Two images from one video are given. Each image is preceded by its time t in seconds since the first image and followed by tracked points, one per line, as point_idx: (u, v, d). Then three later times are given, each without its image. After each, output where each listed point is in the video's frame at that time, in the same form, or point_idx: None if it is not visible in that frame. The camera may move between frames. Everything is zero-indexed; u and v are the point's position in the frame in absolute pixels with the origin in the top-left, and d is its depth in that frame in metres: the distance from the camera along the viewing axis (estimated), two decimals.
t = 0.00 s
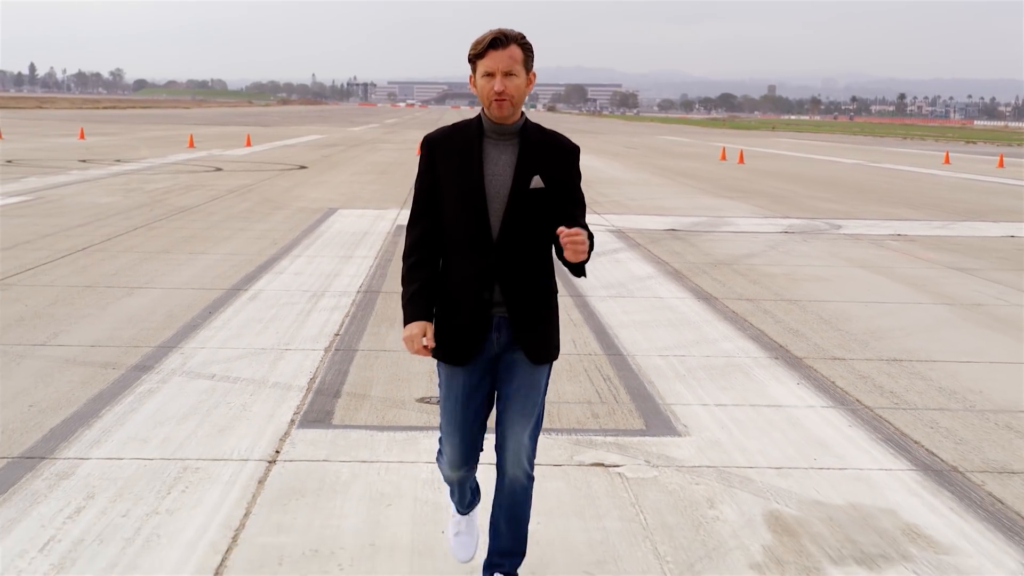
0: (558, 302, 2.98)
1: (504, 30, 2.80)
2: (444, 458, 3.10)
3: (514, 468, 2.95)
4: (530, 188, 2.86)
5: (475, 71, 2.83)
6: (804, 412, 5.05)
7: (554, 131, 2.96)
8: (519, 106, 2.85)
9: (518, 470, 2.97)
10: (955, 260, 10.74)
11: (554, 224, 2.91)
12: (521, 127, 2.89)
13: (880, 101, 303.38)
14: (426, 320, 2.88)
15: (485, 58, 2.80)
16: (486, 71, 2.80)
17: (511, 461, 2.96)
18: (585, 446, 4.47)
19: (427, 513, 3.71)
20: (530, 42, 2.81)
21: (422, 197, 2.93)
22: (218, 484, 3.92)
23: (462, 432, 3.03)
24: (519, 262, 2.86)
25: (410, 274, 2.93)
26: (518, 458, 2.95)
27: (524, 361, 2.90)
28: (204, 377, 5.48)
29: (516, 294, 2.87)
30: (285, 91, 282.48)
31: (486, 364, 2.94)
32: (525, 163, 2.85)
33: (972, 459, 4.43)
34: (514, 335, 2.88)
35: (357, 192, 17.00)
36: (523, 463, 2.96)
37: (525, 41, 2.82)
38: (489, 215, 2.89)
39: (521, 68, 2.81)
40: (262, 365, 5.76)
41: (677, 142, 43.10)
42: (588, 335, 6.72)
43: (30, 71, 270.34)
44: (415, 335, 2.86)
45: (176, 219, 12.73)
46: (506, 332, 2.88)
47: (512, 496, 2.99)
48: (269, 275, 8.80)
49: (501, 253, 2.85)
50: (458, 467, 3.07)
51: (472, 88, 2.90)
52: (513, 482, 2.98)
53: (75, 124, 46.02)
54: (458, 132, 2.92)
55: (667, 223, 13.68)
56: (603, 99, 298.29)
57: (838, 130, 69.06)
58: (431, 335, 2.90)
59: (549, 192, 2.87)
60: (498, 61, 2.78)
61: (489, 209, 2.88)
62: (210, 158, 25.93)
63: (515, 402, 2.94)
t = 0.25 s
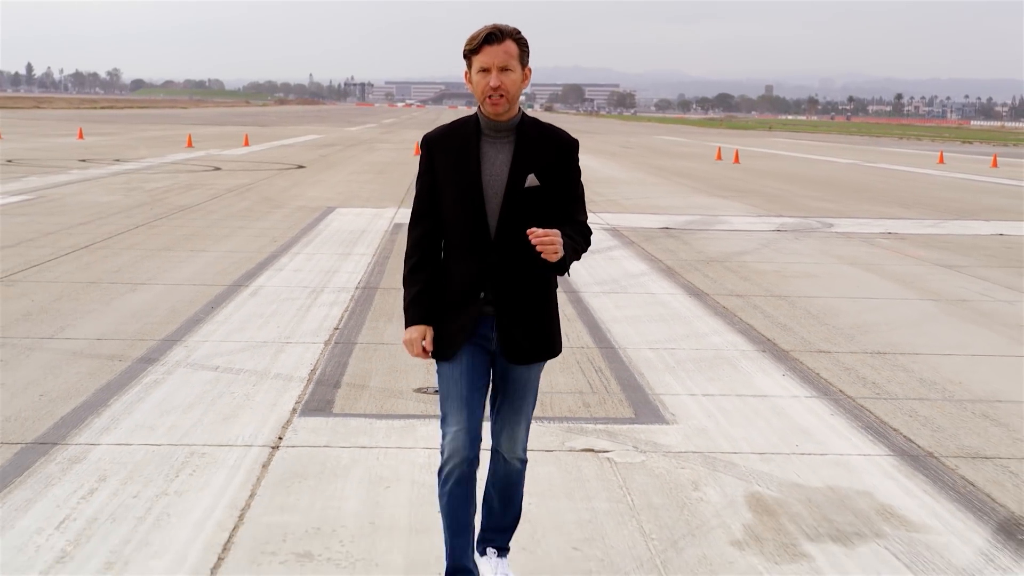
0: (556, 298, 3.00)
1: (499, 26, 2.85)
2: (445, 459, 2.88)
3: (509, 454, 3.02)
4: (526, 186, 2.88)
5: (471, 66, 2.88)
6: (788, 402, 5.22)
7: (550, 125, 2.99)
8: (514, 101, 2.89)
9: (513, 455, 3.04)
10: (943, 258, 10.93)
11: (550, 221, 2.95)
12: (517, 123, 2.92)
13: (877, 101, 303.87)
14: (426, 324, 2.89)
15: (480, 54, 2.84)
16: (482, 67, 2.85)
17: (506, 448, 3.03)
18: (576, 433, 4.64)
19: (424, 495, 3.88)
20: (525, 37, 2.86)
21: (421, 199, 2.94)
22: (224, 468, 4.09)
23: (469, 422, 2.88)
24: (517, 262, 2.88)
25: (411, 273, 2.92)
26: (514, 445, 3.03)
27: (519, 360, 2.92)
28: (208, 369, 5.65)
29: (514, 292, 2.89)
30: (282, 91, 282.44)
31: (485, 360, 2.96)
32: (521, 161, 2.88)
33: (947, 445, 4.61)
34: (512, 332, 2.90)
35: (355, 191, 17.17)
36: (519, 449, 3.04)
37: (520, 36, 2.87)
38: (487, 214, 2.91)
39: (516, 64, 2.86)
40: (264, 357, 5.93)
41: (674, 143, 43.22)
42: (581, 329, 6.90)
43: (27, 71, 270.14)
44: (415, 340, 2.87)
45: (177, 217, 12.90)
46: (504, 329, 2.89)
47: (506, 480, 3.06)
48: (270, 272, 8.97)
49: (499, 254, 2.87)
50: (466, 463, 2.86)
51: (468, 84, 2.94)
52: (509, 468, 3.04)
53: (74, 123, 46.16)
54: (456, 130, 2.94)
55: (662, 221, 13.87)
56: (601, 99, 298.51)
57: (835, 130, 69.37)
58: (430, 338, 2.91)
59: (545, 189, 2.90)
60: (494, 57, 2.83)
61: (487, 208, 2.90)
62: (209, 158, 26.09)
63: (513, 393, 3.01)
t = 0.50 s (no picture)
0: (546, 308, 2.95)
1: (492, 34, 2.80)
2: (449, 470, 2.87)
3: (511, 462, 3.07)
4: (517, 196, 2.82)
5: (464, 75, 2.81)
6: (774, 392, 5.40)
7: (544, 134, 2.92)
8: (507, 111, 2.81)
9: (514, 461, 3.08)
10: (933, 255, 11.12)
11: (542, 232, 2.89)
12: (510, 132, 2.85)
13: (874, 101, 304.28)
14: (411, 337, 2.90)
15: (473, 61, 2.79)
16: (475, 75, 2.78)
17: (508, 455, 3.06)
18: (568, 421, 4.82)
19: (421, 479, 4.06)
20: (519, 46, 2.81)
21: (413, 207, 2.91)
22: (230, 454, 4.26)
23: (473, 434, 2.86)
24: (507, 273, 2.83)
25: (401, 283, 2.92)
26: (515, 451, 3.06)
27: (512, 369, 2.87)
28: (213, 361, 5.83)
29: (504, 303, 2.84)
30: (280, 91, 282.48)
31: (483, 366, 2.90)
32: (513, 170, 2.81)
33: (926, 433, 4.78)
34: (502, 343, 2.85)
35: (353, 190, 17.34)
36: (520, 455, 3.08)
37: (513, 45, 2.82)
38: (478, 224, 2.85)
39: (509, 72, 2.80)
40: (266, 350, 6.11)
41: (671, 142, 43.37)
42: (575, 324, 7.07)
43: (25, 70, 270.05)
44: (400, 353, 2.88)
45: (178, 215, 13.07)
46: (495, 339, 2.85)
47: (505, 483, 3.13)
48: (270, 268, 9.14)
49: (489, 265, 2.82)
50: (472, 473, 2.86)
51: (460, 92, 2.88)
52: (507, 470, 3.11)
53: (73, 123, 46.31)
54: (447, 139, 2.88)
55: (657, 219, 14.05)
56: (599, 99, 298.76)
57: (831, 130, 69.66)
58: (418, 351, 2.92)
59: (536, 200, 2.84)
60: (487, 64, 2.77)
61: (478, 218, 2.84)
62: (209, 157, 26.26)
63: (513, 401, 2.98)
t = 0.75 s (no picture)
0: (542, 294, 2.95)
1: (493, 19, 2.81)
2: (445, 466, 2.98)
3: (513, 456, 2.86)
4: (516, 181, 2.85)
5: (463, 59, 2.82)
6: (762, 383, 5.58)
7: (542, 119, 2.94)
8: (507, 96, 2.84)
9: (519, 457, 2.88)
10: (923, 253, 11.29)
11: (541, 218, 2.91)
12: (509, 117, 2.87)
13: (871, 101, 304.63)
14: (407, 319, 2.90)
15: (474, 46, 2.79)
16: (475, 60, 2.79)
17: (510, 451, 2.87)
18: (562, 411, 4.99)
19: (421, 463, 4.23)
20: (520, 32, 2.82)
21: (408, 191, 2.92)
22: (237, 440, 4.44)
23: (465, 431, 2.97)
24: (504, 258, 2.84)
25: (395, 267, 2.93)
26: (518, 445, 2.88)
27: (512, 356, 2.87)
28: (218, 354, 6.00)
29: (502, 288, 2.85)
30: (278, 91, 282.47)
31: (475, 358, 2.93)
32: (512, 155, 2.83)
33: (907, 421, 4.95)
34: (500, 329, 2.86)
35: (352, 189, 17.52)
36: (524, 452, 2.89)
37: (514, 30, 2.83)
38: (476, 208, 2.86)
39: (510, 58, 2.81)
40: (269, 344, 6.28)
41: (668, 142, 43.51)
42: (570, 319, 7.25)
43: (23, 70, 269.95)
44: (397, 334, 2.88)
45: (179, 214, 13.25)
46: (492, 324, 2.86)
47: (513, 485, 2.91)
48: (271, 265, 9.31)
49: (487, 250, 2.83)
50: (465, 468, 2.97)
51: (459, 79, 2.89)
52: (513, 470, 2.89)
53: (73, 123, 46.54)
54: (445, 122, 2.89)
55: (652, 218, 14.23)
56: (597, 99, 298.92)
57: (828, 130, 69.89)
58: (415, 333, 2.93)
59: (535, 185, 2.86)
60: (488, 50, 2.78)
61: (476, 202, 2.86)
62: (209, 157, 26.44)
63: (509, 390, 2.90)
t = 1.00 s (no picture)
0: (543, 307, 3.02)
1: (501, 34, 2.83)
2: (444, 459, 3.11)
3: (504, 466, 2.89)
4: (521, 200, 2.89)
5: (469, 74, 2.85)
6: (750, 374, 5.75)
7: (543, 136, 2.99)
8: (510, 111, 2.86)
9: (510, 471, 2.90)
10: (914, 250, 11.46)
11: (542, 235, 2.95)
12: (513, 134, 2.91)
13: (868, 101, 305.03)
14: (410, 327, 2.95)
15: (481, 62, 2.81)
16: (481, 76, 2.81)
17: (502, 461, 2.90)
18: (557, 400, 5.16)
19: (420, 449, 4.40)
20: (526, 48, 2.84)
21: (410, 205, 2.97)
22: (243, 427, 4.61)
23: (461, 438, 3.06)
24: (507, 273, 2.91)
25: (397, 279, 2.98)
26: (510, 456, 2.90)
27: (511, 371, 2.92)
28: (222, 346, 6.17)
29: (505, 304, 2.91)
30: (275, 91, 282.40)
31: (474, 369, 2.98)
32: (517, 174, 2.88)
33: (890, 410, 5.12)
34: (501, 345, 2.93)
35: (350, 188, 17.68)
36: (514, 465, 2.90)
37: (522, 48, 2.85)
38: (479, 225, 2.92)
39: (515, 73, 2.83)
40: (272, 337, 6.45)
41: (665, 142, 43.63)
42: (565, 313, 7.42)
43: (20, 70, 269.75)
44: (399, 341, 2.92)
45: (180, 212, 13.41)
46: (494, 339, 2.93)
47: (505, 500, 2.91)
48: (272, 262, 9.47)
49: (489, 266, 2.90)
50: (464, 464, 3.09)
51: (464, 92, 2.91)
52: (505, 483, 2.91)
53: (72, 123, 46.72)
54: (449, 139, 2.93)
55: (647, 216, 14.40)
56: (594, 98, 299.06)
57: (825, 130, 70.09)
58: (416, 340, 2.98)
59: (539, 204, 2.90)
60: (494, 65, 2.80)
61: (479, 219, 2.91)
62: (208, 156, 26.60)
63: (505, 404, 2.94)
